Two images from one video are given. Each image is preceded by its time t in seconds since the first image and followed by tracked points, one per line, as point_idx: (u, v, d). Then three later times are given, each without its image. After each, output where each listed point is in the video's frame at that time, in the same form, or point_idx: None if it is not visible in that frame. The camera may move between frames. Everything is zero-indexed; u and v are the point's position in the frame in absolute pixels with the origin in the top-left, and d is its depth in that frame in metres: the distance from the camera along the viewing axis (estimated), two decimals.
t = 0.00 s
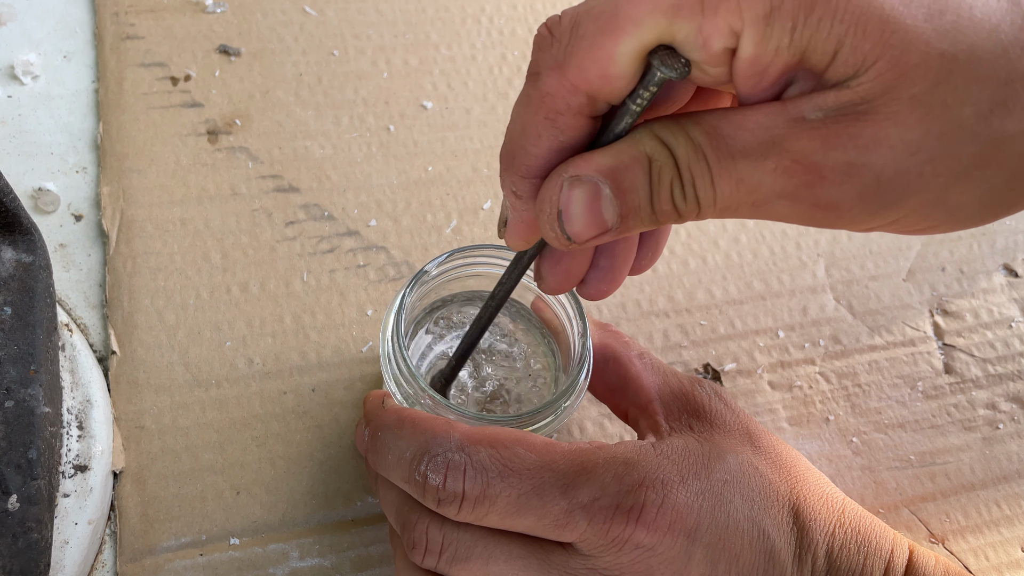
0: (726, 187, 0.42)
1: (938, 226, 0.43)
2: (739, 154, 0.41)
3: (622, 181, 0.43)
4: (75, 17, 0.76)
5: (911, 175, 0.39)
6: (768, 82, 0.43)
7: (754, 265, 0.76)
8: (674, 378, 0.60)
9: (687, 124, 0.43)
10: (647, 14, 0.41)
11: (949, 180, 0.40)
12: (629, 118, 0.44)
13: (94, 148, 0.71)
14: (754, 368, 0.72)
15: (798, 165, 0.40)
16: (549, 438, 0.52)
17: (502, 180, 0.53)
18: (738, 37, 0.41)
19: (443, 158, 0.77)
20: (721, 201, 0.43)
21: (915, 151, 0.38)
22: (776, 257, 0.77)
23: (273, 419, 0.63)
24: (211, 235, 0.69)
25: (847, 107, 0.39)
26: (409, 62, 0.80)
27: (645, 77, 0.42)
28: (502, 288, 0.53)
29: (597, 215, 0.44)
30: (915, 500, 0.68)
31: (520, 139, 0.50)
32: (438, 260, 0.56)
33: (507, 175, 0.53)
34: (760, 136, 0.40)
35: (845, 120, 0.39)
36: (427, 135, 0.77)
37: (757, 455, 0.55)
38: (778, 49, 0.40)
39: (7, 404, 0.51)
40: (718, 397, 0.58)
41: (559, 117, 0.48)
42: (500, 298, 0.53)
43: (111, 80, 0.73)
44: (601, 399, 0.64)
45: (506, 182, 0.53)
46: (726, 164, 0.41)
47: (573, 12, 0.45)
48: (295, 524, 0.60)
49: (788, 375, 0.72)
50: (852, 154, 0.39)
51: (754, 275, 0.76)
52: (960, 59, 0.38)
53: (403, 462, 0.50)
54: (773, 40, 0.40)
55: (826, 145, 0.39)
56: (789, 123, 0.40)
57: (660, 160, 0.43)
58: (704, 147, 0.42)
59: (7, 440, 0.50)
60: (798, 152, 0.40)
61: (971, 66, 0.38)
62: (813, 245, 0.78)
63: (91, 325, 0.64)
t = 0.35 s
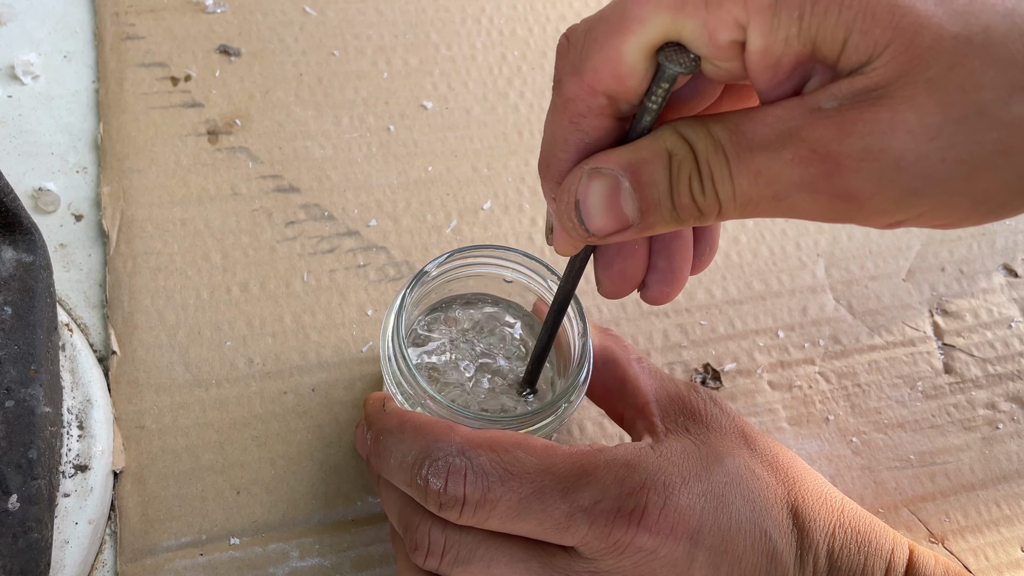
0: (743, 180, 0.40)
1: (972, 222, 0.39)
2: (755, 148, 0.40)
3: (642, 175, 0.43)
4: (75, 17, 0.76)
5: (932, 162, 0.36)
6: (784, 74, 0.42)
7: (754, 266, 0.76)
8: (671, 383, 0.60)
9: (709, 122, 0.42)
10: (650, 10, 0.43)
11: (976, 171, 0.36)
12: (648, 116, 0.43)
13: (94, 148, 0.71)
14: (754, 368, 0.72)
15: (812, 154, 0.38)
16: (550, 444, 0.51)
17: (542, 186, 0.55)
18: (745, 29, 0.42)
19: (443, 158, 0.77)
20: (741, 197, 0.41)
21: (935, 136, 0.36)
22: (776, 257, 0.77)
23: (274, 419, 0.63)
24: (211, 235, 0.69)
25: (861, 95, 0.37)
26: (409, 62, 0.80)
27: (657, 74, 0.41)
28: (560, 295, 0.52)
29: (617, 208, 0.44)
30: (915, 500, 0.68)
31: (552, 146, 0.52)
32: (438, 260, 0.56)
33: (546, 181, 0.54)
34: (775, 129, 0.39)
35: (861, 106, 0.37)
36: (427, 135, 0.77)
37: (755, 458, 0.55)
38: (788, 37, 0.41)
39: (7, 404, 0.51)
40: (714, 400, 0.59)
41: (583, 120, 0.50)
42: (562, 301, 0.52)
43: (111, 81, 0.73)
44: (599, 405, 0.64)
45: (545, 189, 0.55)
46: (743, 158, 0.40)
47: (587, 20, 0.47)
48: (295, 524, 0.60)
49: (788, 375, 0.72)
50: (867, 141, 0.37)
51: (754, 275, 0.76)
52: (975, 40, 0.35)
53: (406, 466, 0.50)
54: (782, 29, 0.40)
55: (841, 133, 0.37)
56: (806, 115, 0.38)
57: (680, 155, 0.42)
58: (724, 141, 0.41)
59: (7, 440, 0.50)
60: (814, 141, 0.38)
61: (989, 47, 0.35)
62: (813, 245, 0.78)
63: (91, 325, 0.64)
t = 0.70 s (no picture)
0: (709, 161, 0.43)
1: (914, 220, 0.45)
2: (724, 134, 0.42)
3: (612, 146, 0.44)
4: (75, 17, 0.76)
5: (886, 170, 0.40)
6: (759, 66, 0.43)
7: (754, 265, 0.76)
8: (670, 385, 0.60)
9: (682, 99, 0.43)
10: None
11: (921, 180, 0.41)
12: (625, 88, 0.45)
13: (94, 148, 0.71)
14: (754, 368, 0.72)
15: (776, 150, 0.41)
16: (551, 446, 0.52)
17: (501, 138, 0.53)
18: (733, 20, 0.42)
19: (443, 158, 0.77)
20: (704, 176, 0.44)
21: (891, 147, 0.39)
22: (776, 257, 0.77)
23: (273, 419, 0.63)
24: (211, 235, 0.69)
25: (830, 100, 0.40)
26: (409, 62, 0.80)
27: (644, 49, 0.42)
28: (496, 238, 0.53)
29: (585, 177, 0.45)
30: (915, 500, 0.68)
31: (520, 101, 0.50)
32: (437, 261, 0.56)
33: (507, 134, 0.53)
34: (745, 118, 0.41)
35: (827, 110, 0.40)
36: (427, 135, 0.77)
37: (755, 460, 0.55)
38: (771, 34, 0.41)
39: (7, 404, 0.51)
40: (713, 403, 0.58)
41: (560, 82, 0.48)
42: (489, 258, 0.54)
43: (111, 81, 0.73)
44: (598, 406, 0.64)
45: (504, 140, 0.53)
46: (711, 142, 0.42)
47: None
48: (295, 524, 0.60)
49: (788, 375, 0.72)
50: (828, 146, 0.40)
51: (753, 275, 0.76)
52: (941, 61, 0.38)
53: (409, 472, 0.51)
54: (767, 25, 0.41)
55: (805, 133, 0.40)
56: (775, 108, 0.41)
57: (652, 131, 0.44)
58: (696, 123, 0.42)
59: (7, 440, 0.50)
60: (780, 137, 0.41)
61: (952, 69, 0.38)
62: (813, 245, 0.78)
63: (91, 325, 0.64)
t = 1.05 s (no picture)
0: (734, 200, 0.43)
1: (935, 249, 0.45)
2: (747, 172, 0.42)
3: (640, 196, 0.44)
4: (75, 17, 0.76)
5: (908, 185, 0.40)
6: (776, 108, 0.46)
7: (754, 266, 0.76)
8: (665, 392, 0.60)
9: (703, 153, 0.44)
10: (659, 38, 0.46)
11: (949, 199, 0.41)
12: (648, 144, 0.45)
13: (94, 148, 0.71)
14: (754, 368, 0.72)
15: (800, 175, 0.41)
16: (546, 459, 0.53)
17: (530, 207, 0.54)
18: (744, 61, 0.45)
19: (443, 158, 0.77)
20: (731, 221, 0.43)
21: (912, 161, 0.40)
22: (776, 257, 0.77)
23: (274, 419, 0.63)
24: (211, 235, 0.69)
25: (847, 122, 0.41)
26: (409, 62, 0.80)
27: (661, 103, 0.44)
28: (536, 323, 0.54)
29: (614, 228, 0.45)
30: (915, 500, 0.68)
31: (548, 165, 0.52)
32: (433, 265, 0.55)
33: (534, 200, 0.53)
34: (766, 156, 0.42)
35: (846, 130, 0.41)
36: (427, 135, 0.77)
37: (750, 467, 0.55)
38: (783, 70, 0.44)
39: (7, 404, 0.51)
40: (708, 410, 0.59)
41: (583, 141, 0.51)
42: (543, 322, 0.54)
43: (111, 81, 0.73)
44: (595, 411, 0.64)
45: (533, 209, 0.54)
46: (735, 181, 0.42)
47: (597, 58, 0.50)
48: (295, 524, 0.60)
49: (787, 375, 0.72)
50: (850, 161, 0.40)
51: (754, 275, 0.76)
52: (948, 77, 0.40)
53: (405, 484, 0.51)
54: (777, 62, 0.44)
55: (826, 154, 0.41)
56: (794, 142, 0.42)
57: (676, 178, 0.44)
58: (717, 167, 0.43)
59: (7, 440, 0.50)
60: (801, 163, 0.41)
61: (959, 83, 0.40)
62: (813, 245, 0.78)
63: (91, 325, 0.64)
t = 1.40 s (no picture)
0: (755, 212, 0.44)
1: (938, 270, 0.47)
2: (773, 187, 0.43)
3: (661, 187, 0.45)
4: (75, 17, 0.76)
5: (925, 235, 0.41)
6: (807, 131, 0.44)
7: (754, 266, 0.76)
8: (665, 392, 0.60)
9: (730, 144, 0.44)
10: (701, 42, 0.42)
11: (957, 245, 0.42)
12: (676, 130, 0.45)
13: (94, 148, 0.71)
14: (754, 368, 0.72)
15: (823, 210, 0.42)
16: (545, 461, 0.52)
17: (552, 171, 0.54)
18: (785, 87, 0.42)
19: (443, 158, 0.77)
20: (747, 223, 0.45)
21: (934, 216, 0.41)
22: (777, 257, 0.77)
23: (273, 419, 0.63)
24: (211, 235, 0.69)
25: (878, 167, 0.41)
26: (409, 62, 0.80)
27: (696, 97, 0.44)
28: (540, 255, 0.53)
29: (630, 213, 0.46)
30: (915, 500, 0.68)
31: (571, 137, 0.50)
32: (434, 263, 0.55)
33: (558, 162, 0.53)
34: (793, 173, 0.42)
35: (874, 178, 0.41)
36: (427, 135, 0.77)
37: (749, 468, 0.55)
38: (822, 104, 0.42)
39: (6, 404, 0.51)
40: (707, 410, 0.59)
41: (611, 124, 0.48)
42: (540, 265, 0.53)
43: (111, 81, 0.73)
44: (595, 411, 0.64)
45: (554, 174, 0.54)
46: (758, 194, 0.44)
47: (637, 26, 0.45)
48: (295, 524, 0.60)
49: (788, 375, 0.72)
50: (877, 212, 0.41)
51: (754, 275, 0.76)
52: (990, 139, 0.39)
53: (404, 485, 0.51)
54: (819, 95, 0.42)
55: (853, 198, 0.41)
56: (825, 168, 0.42)
57: (699, 173, 0.45)
58: (743, 171, 0.44)
59: (7, 440, 0.50)
60: (826, 198, 0.42)
61: (1002, 145, 0.39)
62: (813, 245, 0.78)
63: (91, 325, 0.64)
